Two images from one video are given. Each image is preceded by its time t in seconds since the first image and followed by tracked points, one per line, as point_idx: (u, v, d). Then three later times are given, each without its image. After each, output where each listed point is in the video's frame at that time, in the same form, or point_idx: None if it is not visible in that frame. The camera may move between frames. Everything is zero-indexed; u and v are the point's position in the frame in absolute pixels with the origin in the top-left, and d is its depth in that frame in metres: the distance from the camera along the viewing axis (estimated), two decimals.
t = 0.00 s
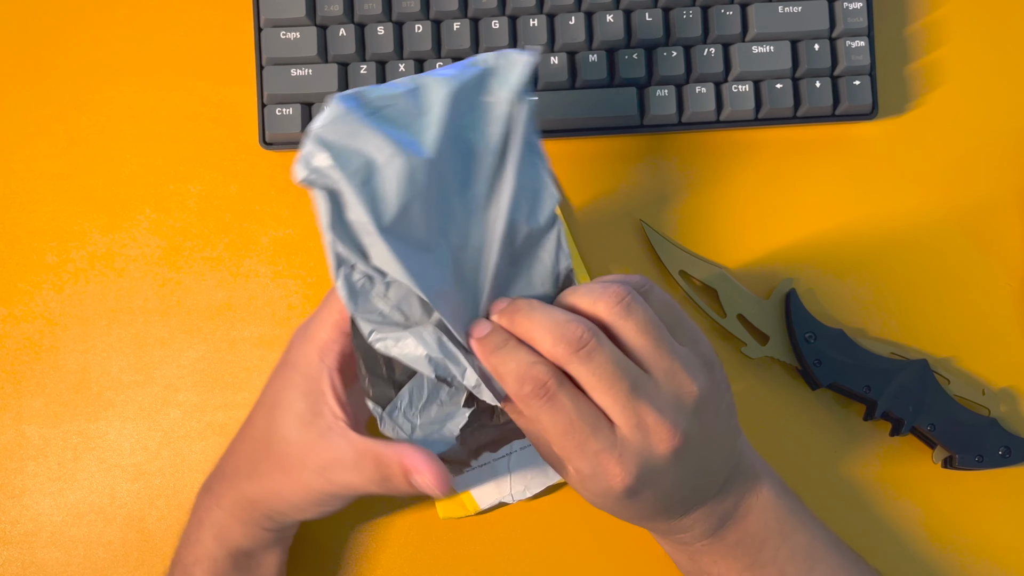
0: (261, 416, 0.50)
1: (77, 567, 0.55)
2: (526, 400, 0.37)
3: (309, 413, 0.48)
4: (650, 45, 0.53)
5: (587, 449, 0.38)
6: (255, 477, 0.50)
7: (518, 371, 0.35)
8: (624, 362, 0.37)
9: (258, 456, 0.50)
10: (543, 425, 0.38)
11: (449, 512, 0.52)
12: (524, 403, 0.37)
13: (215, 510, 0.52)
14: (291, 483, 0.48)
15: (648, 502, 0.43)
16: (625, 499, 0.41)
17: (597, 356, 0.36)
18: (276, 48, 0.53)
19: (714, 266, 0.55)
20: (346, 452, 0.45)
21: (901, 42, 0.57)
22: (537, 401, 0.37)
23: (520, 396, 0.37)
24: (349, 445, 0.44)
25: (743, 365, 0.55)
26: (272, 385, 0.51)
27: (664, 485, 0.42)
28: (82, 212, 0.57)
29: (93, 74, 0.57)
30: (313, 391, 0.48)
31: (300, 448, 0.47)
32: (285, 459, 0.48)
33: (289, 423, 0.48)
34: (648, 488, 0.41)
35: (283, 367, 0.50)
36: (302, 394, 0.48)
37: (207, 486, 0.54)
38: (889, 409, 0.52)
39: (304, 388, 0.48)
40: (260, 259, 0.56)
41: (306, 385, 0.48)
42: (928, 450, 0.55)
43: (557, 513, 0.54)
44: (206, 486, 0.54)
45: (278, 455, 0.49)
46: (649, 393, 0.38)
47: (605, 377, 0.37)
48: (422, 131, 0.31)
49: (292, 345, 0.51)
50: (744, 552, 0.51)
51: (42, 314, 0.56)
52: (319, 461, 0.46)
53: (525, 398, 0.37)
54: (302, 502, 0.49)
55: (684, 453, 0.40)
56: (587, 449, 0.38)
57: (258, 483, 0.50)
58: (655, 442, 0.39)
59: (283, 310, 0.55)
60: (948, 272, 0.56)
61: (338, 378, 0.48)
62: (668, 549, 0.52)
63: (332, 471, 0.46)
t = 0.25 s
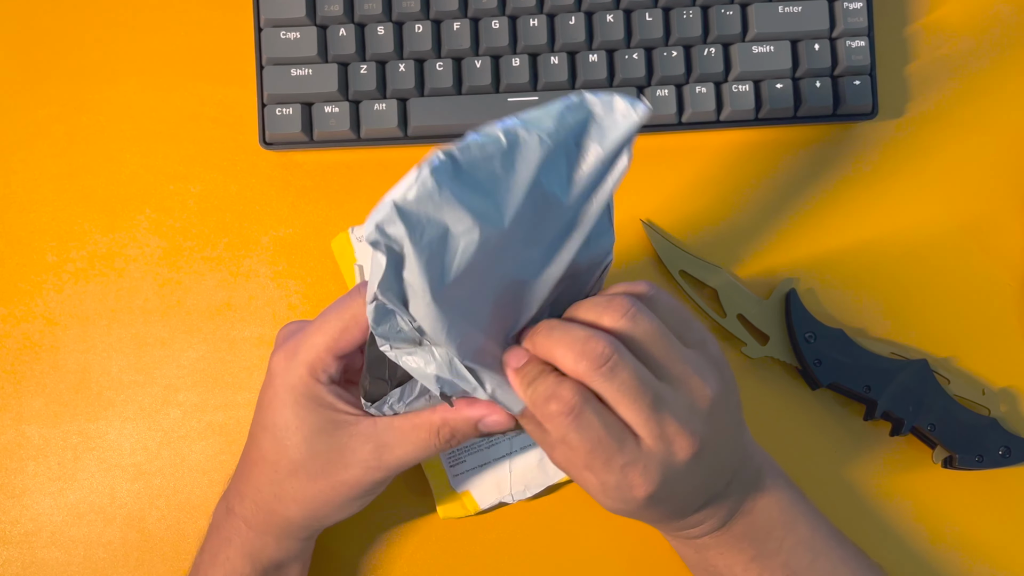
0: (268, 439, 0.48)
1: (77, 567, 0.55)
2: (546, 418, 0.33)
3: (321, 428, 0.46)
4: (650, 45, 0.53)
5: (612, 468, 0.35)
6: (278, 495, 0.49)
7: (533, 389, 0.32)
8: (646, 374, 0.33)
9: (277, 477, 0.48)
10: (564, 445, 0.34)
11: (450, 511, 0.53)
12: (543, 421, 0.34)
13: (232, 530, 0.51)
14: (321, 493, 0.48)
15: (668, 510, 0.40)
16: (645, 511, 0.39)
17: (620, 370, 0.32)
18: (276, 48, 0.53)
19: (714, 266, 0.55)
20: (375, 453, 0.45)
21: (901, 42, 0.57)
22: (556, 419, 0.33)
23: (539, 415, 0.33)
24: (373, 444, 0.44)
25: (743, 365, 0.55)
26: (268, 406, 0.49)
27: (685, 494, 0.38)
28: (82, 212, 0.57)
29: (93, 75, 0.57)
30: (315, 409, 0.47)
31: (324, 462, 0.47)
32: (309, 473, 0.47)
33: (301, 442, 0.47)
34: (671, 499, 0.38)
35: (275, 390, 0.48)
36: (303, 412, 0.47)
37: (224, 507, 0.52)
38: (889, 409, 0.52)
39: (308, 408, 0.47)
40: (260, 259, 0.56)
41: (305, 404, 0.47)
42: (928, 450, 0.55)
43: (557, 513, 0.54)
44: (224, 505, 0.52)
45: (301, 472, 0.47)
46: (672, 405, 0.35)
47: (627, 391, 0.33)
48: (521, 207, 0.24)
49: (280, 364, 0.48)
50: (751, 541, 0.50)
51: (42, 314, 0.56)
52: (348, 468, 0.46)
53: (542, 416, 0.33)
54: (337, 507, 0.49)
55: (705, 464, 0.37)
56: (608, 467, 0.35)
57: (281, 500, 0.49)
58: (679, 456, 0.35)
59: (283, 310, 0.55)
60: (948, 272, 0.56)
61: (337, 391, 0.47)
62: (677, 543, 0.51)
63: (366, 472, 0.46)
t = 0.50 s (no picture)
0: (259, 486, 0.46)
1: (77, 567, 0.55)
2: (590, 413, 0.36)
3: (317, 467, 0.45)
4: (650, 44, 0.53)
5: (648, 458, 0.38)
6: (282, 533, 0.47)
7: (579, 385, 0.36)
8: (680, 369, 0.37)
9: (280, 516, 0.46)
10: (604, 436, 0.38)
11: (449, 511, 0.53)
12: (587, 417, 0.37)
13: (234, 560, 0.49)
14: (330, 521, 0.47)
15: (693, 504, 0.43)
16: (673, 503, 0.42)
17: (656, 364, 0.37)
18: (276, 48, 0.53)
19: (714, 266, 0.55)
20: (380, 465, 0.46)
21: (901, 42, 0.57)
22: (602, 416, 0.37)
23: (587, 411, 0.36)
24: (376, 459, 0.45)
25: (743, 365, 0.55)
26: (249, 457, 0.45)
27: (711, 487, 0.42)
28: (82, 212, 0.57)
29: (93, 75, 0.57)
30: (305, 452, 0.44)
31: (328, 494, 0.46)
32: (315, 506, 0.46)
33: (297, 483, 0.45)
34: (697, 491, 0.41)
35: (255, 442, 0.45)
36: (294, 457, 0.44)
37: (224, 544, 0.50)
38: (889, 409, 0.52)
39: (298, 453, 0.44)
40: (260, 259, 0.56)
41: (291, 451, 0.44)
42: (928, 450, 0.55)
43: (557, 515, 0.54)
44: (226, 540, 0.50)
45: (306, 508, 0.46)
46: (706, 400, 0.38)
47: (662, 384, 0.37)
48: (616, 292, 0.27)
49: (253, 416, 0.45)
50: (761, 534, 0.49)
51: (42, 314, 0.56)
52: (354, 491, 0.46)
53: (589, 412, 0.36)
54: (347, 528, 0.48)
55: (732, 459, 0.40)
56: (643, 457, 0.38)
57: (285, 537, 0.47)
58: (711, 448, 0.38)
59: (283, 310, 0.55)
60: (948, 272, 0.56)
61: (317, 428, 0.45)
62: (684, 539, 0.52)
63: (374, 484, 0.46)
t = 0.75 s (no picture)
0: (241, 518, 0.45)
1: (77, 567, 0.55)
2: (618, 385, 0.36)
3: (291, 499, 0.43)
4: (650, 44, 0.53)
5: (670, 435, 0.38)
6: (271, 561, 0.47)
7: (604, 356, 0.36)
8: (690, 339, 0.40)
9: (267, 547, 0.46)
10: (632, 414, 0.37)
11: (449, 512, 0.53)
12: (615, 391, 0.37)
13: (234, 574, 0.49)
14: (312, 551, 0.46)
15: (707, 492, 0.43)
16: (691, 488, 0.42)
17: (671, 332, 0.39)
18: (276, 48, 0.53)
19: (713, 267, 0.55)
20: (354, 498, 0.44)
21: (901, 42, 0.57)
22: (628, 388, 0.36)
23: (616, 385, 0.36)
24: (350, 494, 0.44)
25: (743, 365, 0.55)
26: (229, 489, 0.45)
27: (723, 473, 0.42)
28: (82, 212, 0.57)
29: (93, 75, 0.57)
30: (280, 484, 0.43)
31: (304, 527, 0.44)
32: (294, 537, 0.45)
33: (272, 514, 0.44)
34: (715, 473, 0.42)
35: (230, 473, 0.44)
36: (270, 489, 0.43)
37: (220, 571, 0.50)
38: (888, 409, 0.52)
39: (273, 484, 0.43)
40: (260, 259, 0.56)
41: (265, 482, 0.43)
42: (928, 450, 0.55)
43: (557, 515, 0.54)
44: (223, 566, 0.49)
45: (289, 541, 0.45)
46: (721, 375, 0.41)
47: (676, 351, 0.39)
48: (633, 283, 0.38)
49: (229, 446, 0.43)
50: (759, 539, 0.50)
51: (42, 314, 0.56)
52: (329, 524, 0.44)
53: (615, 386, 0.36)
54: (332, 558, 0.48)
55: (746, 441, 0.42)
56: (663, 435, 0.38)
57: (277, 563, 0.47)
58: (727, 421, 0.40)
59: (283, 310, 0.55)
60: (948, 272, 0.56)
61: (293, 459, 0.43)
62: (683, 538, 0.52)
63: (350, 517, 0.45)
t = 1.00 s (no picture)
0: (210, 490, 0.48)
1: (77, 567, 0.55)
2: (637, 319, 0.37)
3: (251, 471, 0.46)
4: (650, 44, 0.53)
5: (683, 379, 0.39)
6: (234, 542, 0.49)
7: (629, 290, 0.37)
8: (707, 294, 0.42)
9: (226, 524, 0.48)
10: (648, 355, 0.38)
11: (449, 511, 0.53)
12: (637, 329, 0.38)
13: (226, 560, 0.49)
14: (264, 533, 0.48)
15: (714, 453, 0.43)
16: (701, 441, 0.42)
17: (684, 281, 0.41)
18: (276, 48, 0.53)
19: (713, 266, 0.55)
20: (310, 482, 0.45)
21: (901, 42, 0.57)
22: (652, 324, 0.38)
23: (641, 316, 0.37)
24: (306, 479, 0.45)
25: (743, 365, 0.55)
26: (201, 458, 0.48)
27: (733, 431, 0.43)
28: (82, 212, 0.57)
29: (93, 75, 0.57)
30: (242, 454, 0.46)
31: (258, 503, 0.46)
32: (253, 517, 0.47)
33: (231, 486, 0.46)
34: (726, 429, 0.42)
35: (202, 437, 0.47)
36: (231, 460, 0.46)
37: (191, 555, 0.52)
38: (888, 409, 0.52)
39: (236, 455, 0.46)
40: (260, 259, 0.56)
41: (228, 449, 0.46)
42: (928, 450, 0.55)
43: (556, 514, 0.54)
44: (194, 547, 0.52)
45: (244, 518, 0.47)
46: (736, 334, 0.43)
47: (692, 300, 0.41)
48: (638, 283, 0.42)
49: (203, 407, 0.47)
50: (763, 536, 0.50)
51: (42, 314, 0.56)
52: (282, 503, 0.46)
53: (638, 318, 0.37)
54: (284, 546, 0.48)
55: (757, 399, 0.43)
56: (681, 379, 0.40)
57: (243, 543, 0.48)
58: (741, 373, 0.42)
59: (283, 310, 0.55)
60: (948, 271, 0.56)
61: (260, 434, 0.46)
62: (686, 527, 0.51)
63: (304, 501, 0.46)
